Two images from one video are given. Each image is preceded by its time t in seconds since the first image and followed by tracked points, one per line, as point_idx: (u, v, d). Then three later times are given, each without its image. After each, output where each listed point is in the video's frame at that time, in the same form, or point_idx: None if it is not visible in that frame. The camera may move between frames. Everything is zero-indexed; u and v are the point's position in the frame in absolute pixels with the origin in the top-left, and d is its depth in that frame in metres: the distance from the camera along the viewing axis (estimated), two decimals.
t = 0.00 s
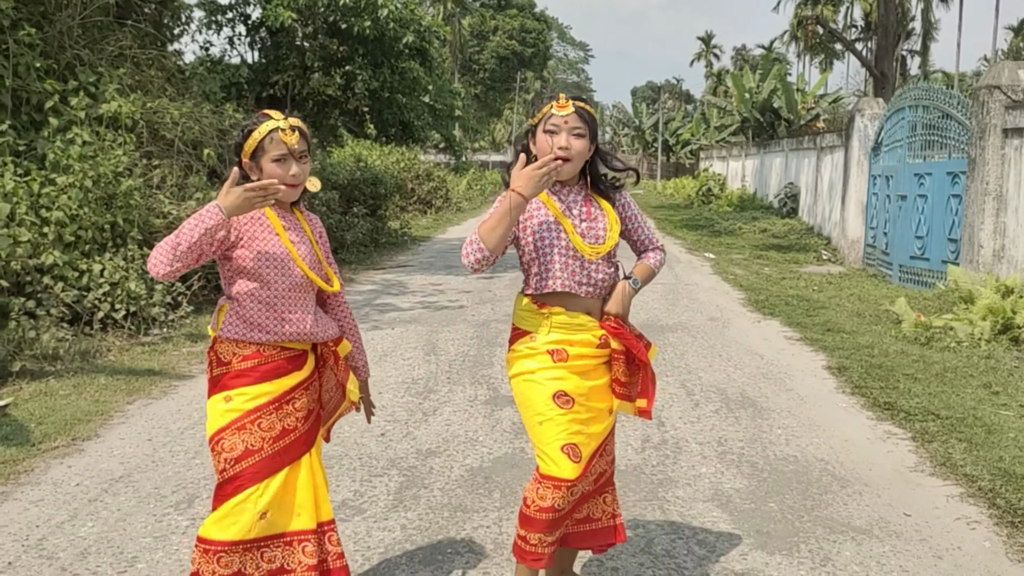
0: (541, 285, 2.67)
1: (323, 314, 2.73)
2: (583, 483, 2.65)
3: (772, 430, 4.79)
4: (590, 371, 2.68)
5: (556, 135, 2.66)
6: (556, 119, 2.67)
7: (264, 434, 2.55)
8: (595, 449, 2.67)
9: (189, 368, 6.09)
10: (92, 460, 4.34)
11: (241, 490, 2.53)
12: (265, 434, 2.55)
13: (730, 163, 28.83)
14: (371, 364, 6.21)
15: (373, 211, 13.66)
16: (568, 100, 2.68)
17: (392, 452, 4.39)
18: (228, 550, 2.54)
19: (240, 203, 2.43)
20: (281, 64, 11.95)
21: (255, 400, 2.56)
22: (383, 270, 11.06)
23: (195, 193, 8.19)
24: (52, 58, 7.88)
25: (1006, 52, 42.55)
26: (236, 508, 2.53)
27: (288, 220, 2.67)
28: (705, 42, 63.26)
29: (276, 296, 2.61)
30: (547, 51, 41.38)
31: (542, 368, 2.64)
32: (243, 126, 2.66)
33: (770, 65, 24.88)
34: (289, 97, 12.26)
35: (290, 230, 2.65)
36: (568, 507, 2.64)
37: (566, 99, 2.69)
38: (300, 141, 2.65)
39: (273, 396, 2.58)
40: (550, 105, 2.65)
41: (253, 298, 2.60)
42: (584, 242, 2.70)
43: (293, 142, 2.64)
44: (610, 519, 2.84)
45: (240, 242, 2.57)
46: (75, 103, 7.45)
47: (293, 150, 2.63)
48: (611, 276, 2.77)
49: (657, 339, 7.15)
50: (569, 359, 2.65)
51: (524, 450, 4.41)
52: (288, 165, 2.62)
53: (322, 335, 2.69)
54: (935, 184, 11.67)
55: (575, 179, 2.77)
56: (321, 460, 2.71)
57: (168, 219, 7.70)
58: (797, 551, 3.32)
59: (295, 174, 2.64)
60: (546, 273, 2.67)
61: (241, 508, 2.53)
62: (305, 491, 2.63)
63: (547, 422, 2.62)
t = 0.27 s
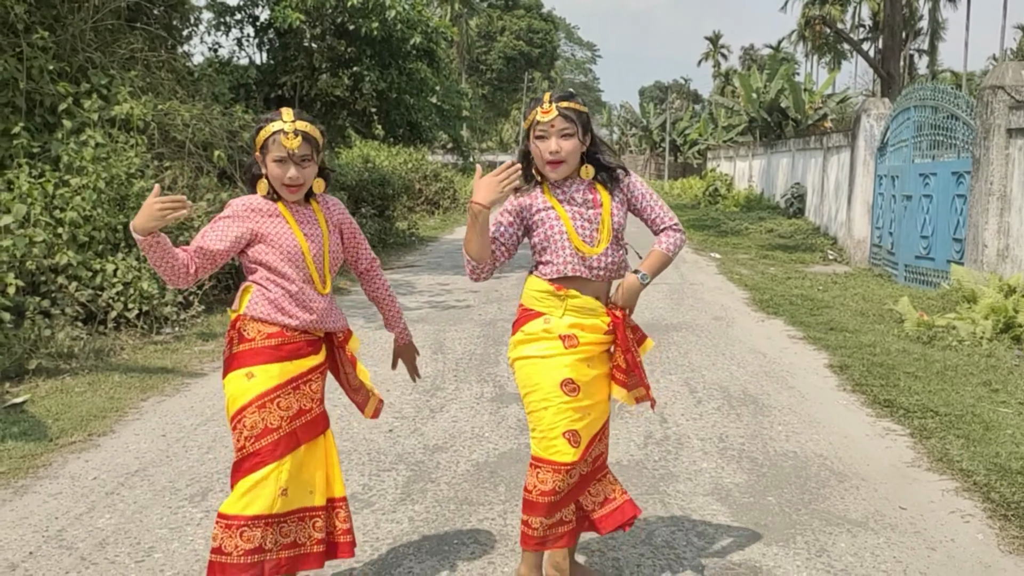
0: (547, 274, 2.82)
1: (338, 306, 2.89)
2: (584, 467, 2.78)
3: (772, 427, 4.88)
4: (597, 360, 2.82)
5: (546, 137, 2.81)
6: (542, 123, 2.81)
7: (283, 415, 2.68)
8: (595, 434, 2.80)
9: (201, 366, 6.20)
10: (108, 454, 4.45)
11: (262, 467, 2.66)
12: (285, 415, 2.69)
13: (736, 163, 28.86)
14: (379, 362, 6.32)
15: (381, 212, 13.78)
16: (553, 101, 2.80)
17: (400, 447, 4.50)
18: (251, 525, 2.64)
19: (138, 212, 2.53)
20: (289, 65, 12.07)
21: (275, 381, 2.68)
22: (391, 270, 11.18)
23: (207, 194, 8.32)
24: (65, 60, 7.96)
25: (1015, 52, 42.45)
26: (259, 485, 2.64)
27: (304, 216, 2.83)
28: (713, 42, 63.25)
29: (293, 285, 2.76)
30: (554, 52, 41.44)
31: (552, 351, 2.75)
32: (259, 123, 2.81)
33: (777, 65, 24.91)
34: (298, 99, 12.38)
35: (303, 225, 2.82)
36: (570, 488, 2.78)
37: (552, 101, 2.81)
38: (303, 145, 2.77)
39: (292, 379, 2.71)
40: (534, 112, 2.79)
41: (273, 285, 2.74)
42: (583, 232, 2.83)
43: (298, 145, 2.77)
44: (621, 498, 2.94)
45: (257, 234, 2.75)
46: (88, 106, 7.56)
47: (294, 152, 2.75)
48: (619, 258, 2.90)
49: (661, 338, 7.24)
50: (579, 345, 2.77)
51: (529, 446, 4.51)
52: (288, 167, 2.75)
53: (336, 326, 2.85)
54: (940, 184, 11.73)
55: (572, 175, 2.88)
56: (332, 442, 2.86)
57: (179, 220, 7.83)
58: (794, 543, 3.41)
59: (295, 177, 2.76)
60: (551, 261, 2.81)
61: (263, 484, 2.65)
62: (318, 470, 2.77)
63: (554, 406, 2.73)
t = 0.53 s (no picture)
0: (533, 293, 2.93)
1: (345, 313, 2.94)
2: (588, 474, 2.83)
3: (775, 423, 4.95)
4: (587, 366, 2.86)
5: (559, 160, 2.89)
6: (556, 145, 2.89)
7: (280, 421, 2.76)
8: (595, 444, 2.83)
9: (214, 364, 6.31)
10: (124, 449, 4.55)
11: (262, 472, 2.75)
12: (281, 420, 2.76)
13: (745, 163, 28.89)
14: (388, 360, 6.41)
15: (390, 212, 13.89)
16: (569, 125, 2.88)
17: (409, 442, 4.59)
18: (255, 527, 2.75)
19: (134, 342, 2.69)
20: (299, 67, 12.18)
21: (273, 388, 2.78)
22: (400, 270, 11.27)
23: (218, 195, 8.44)
24: (79, 64, 8.07)
25: None
26: (259, 489, 2.74)
27: (313, 225, 2.90)
28: (722, 42, 63.24)
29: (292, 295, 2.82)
30: (563, 53, 41.51)
31: (532, 367, 2.89)
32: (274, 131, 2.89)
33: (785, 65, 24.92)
34: (308, 100, 12.49)
35: (310, 235, 2.88)
36: (579, 495, 2.83)
37: (569, 124, 2.89)
38: (316, 154, 2.83)
39: (289, 385, 2.79)
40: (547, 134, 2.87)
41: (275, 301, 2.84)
42: (577, 261, 2.90)
43: (310, 154, 2.83)
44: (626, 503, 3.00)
45: (265, 245, 2.84)
46: (103, 109, 7.66)
47: (307, 161, 2.81)
48: (606, 292, 2.97)
49: (667, 337, 7.31)
50: (559, 355, 2.85)
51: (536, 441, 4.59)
52: (301, 176, 2.81)
53: (342, 332, 2.90)
54: (946, 184, 11.76)
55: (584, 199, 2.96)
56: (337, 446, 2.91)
57: (191, 221, 7.94)
58: (794, 534, 3.48)
59: (309, 184, 2.82)
60: (539, 283, 2.92)
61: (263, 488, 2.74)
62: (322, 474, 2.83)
63: (545, 421, 2.84)
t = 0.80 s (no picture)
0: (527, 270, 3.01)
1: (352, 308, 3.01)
2: (566, 453, 2.96)
3: (775, 420, 5.03)
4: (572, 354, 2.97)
5: (551, 141, 2.97)
6: (550, 128, 2.97)
7: (289, 420, 2.85)
8: (571, 423, 2.96)
9: (223, 361, 6.42)
10: (136, 444, 4.66)
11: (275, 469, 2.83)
12: (290, 420, 2.85)
13: (752, 163, 28.91)
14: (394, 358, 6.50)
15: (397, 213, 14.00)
16: (562, 107, 2.96)
17: (414, 438, 4.68)
18: (271, 522, 2.82)
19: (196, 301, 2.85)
20: (307, 69, 12.29)
21: (280, 390, 2.88)
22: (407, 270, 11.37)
23: (227, 196, 8.56)
24: (91, 66, 8.17)
25: None
26: (274, 487, 2.82)
27: (306, 223, 2.99)
28: (729, 42, 63.21)
29: (291, 294, 2.92)
30: (570, 53, 41.56)
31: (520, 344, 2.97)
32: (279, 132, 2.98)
33: (792, 65, 24.95)
34: (315, 102, 12.61)
35: (304, 234, 2.97)
36: (555, 476, 2.96)
37: (562, 106, 2.97)
38: (321, 153, 2.92)
39: (297, 385, 2.88)
40: (543, 116, 2.94)
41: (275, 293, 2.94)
42: (569, 237, 2.99)
43: (315, 153, 2.92)
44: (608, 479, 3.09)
45: (258, 242, 2.97)
46: (114, 111, 7.78)
47: (312, 162, 2.91)
48: (600, 267, 3.05)
49: (670, 336, 7.39)
50: (546, 340, 2.94)
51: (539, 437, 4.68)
52: (306, 175, 2.91)
53: (345, 329, 2.95)
54: (951, 184, 11.80)
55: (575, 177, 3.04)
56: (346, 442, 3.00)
57: (201, 221, 8.06)
58: (790, 527, 3.56)
59: (312, 183, 2.91)
60: (533, 260, 3.00)
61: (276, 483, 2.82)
62: (332, 469, 2.92)
63: (529, 398, 2.98)
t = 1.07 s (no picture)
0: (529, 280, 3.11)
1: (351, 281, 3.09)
2: (569, 447, 3.02)
3: (772, 413, 5.12)
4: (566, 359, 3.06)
5: (563, 166, 3.03)
6: (564, 153, 3.02)
7: (279, 380, 2.90)
8: (577, 422, 3.02)
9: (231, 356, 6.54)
10: (147, 435, 4.78)
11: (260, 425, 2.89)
12: (282, 380, 2.91)
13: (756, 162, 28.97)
14: (400, 353, 6.61)
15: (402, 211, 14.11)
16: (577, 134, 2.99)
17: (418, 429, 4.79)
18: (254, 475, 2.90)
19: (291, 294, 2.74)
20: (313, 68, 12.41)
21: (274, 347, 2.92)
22: (412, 267, 11.48)
23: (235, 193, 8.68)
24: (101, 66, 8.31)
25: None
26: (257, 442, 2.89)
27: (329, 202, 3.02)
28: (736, 41, 63.30)
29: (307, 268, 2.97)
30: (576, 53, 41.65)
31: (518, 355, 3.09)
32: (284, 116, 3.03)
33: (798, 64, 24.98)
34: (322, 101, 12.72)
35: (327, 212, 3.00)
36: (558, 468, 3.03)
37: (577, 131, 2.99)
38: (326, 127, 2.96)
39: (291, 347, 2.93)
40: (559, 143, 2.98)
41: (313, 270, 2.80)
42: (568, 256, 3.10)
43: (321, 127, 2.96)
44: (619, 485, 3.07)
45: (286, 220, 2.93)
46: (124, 110, 7.91)
47: (319, 133, 2.95)
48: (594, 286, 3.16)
49: (671, 332, 7.48)
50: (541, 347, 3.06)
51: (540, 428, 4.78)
52: (314, 149, 2.95)
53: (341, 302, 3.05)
54: (953, 183, 11.85)
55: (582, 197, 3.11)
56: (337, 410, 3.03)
57: (209, 217, 8.17)
58: (782, 515, 3.66)
59: (321, 156, 2.95)
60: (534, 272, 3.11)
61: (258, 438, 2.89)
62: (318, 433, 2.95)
63: (526, 404, 3.05)
